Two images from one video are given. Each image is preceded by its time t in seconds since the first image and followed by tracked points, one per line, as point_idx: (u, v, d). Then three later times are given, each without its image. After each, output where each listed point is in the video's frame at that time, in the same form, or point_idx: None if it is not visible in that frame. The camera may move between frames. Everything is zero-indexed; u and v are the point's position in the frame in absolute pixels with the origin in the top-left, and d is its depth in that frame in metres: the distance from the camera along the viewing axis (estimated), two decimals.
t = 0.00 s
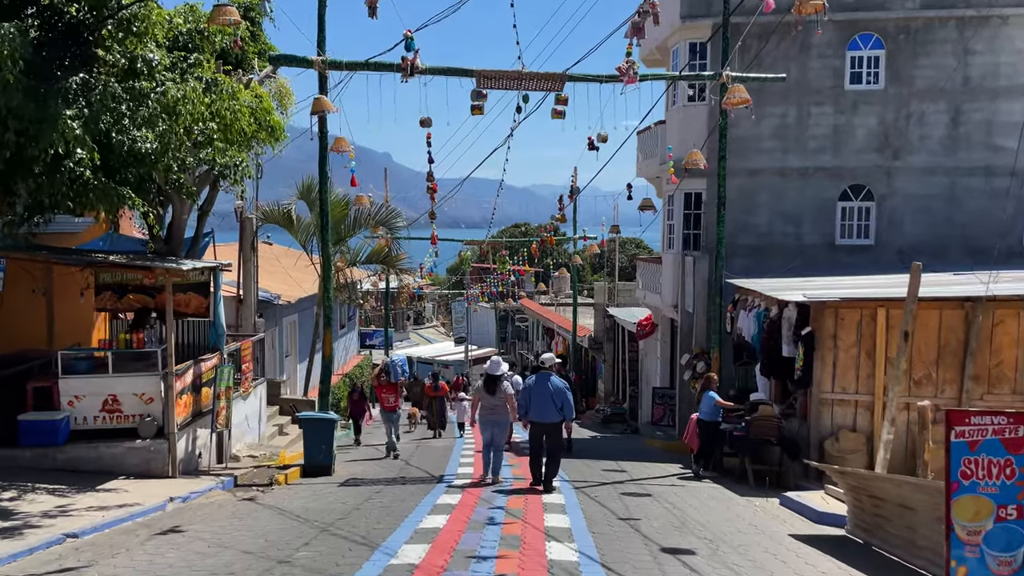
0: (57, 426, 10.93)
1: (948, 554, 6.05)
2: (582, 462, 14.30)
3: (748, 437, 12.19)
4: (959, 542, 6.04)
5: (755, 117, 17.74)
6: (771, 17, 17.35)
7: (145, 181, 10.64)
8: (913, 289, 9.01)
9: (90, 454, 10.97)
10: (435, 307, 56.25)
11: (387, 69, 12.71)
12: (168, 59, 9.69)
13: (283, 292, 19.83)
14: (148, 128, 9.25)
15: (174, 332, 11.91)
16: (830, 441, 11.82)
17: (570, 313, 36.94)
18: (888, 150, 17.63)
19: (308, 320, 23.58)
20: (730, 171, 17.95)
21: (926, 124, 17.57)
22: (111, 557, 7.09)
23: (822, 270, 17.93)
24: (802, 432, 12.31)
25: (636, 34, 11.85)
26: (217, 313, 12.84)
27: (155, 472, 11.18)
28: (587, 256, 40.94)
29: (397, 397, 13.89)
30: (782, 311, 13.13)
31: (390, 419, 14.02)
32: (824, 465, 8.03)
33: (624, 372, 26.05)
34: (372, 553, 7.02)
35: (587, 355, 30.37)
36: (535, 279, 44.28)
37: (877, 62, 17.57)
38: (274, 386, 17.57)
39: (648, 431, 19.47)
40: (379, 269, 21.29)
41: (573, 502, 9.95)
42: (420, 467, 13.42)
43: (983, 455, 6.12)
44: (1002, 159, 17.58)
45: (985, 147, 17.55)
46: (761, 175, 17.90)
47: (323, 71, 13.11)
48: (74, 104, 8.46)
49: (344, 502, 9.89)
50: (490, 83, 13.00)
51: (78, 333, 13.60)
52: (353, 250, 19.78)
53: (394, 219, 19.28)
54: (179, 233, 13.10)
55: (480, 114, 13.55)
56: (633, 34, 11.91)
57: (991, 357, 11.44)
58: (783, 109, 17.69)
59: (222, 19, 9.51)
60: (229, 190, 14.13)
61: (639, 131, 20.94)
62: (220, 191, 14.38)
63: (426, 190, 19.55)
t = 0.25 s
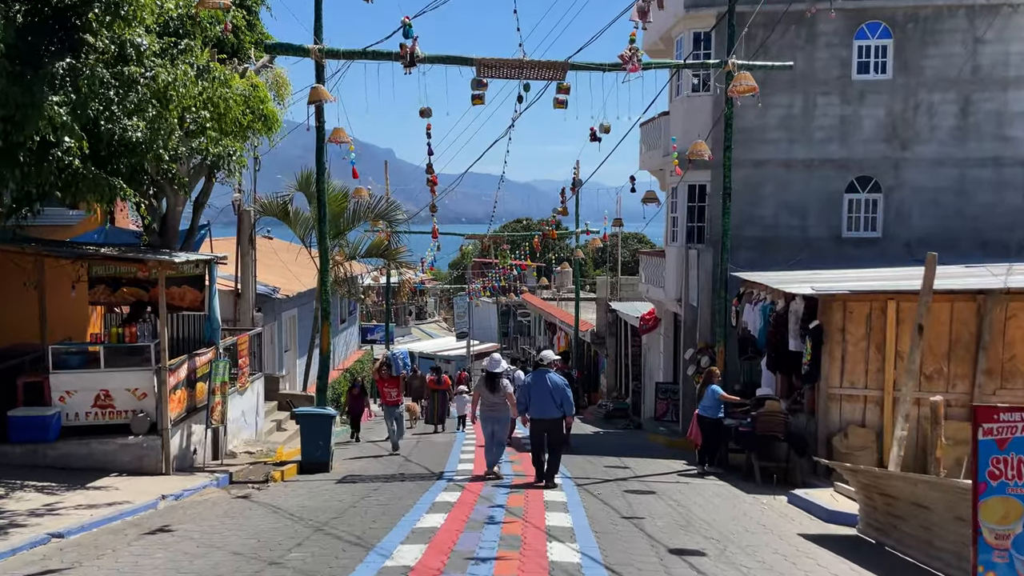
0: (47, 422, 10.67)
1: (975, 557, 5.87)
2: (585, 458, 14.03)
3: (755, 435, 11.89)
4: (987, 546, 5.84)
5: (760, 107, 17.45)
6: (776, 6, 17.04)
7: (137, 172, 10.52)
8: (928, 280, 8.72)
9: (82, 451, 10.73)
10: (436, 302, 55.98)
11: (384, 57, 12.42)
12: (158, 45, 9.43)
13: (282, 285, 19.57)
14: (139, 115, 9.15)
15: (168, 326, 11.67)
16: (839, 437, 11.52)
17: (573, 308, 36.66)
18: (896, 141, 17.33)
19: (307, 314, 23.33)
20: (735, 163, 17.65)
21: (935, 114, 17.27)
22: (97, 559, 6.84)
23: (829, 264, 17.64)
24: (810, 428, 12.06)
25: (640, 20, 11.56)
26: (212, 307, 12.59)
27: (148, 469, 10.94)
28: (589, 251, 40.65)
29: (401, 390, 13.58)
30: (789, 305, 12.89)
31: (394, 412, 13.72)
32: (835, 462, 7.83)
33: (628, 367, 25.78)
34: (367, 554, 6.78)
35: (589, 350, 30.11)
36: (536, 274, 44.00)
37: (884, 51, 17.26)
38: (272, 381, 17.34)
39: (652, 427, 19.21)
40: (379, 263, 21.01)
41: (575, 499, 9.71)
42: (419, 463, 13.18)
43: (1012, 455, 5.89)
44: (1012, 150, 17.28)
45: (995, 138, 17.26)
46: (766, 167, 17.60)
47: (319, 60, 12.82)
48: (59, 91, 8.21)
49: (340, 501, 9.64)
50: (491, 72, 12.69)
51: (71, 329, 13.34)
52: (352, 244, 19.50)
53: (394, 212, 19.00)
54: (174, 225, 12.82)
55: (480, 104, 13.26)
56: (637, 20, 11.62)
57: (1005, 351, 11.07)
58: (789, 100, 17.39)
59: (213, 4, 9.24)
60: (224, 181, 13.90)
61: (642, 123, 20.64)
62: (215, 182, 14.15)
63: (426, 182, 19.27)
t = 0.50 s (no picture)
0: (40, 423, 10.43)
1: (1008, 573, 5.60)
2: (590, 458, 13.77)
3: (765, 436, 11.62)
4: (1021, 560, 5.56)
5: (768, 101, 17.15)
6: None
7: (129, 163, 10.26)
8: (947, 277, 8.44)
9: (76, 453, 10.49)
10: (439, 300, 55.72)
11: (385, 50, 12.15)
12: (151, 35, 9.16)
13: (282, 283, 19.31)
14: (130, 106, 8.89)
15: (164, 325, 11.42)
16: (851, 438, 11.23)
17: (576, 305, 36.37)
18: (906, 135, 17.04)
19: (308, 312, 23.08)
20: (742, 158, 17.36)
21: (946, 108, 16.97)
22: (86, 567, 6.59)
23: (838, 260, 17.35)
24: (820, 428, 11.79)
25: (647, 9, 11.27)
26: (210, 305, 12.35)
27: (144, 471, 10.70)
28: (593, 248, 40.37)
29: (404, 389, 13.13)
30: (798, 302, 12.62)
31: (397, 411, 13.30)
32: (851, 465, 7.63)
33: (632, 365, 25.50)
34: (365, 563, 6.53)
35: (593, 348, 29.85)
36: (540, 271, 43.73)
37: (895, 44, 16.96)
38: (272, 379, 17.10)
39: (657, 426, 18.95)
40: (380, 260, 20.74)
41: (581, 503, 9.44)
42: (421, 464, 12.93)
43: None
44: None
45: (1007, 131, 16.97)
46: (774, 161, 17.30)
47: (318, 52, 12.55)
48: (46, 81, 7.95)
49: (339, 504, 9.39)
50: (493, 65, 12.41)
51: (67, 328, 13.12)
52: (352, 241, 19.05)
53: (396, 208, 18.73)
54: (171, 221, 12.55)
55: (483, 98, 12.94)
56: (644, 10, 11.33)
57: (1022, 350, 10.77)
58: (798, 93, 17.08)
59: None
60: (222, 176, 13.65)
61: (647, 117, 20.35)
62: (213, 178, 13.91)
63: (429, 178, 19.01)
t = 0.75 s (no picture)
0: (32, 419, 10.13)
1: None
2: (596, 455, 13.47)
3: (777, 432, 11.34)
4: None
5: (777, 91, 16.80)
6: None
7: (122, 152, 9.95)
8: (970, 267, 8.11)
9: (68, 450, 10.22)
10: (443, 295, 55.42)
11: (386, 37, 11.82)
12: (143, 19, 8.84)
13: (283, 277, 19.03)
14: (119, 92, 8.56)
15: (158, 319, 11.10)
16: (864, 434, 10.89)
17: (581, 300, 36.03)
18: (919, 125, 16.68)
19: (309, 307, 22.80)
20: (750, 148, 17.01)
21: (960, 97, 16.61)
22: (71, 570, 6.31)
23: (848, 253, 17.01)
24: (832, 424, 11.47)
25: None
26: (206, 299, 12.05)
27: (138, 469, 10.41)
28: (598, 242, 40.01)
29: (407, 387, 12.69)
30: (809, 295, 12.29)
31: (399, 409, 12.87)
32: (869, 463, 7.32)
33: (638, 360, 25.19)
34: (362, 566, 6.23)
35: (598, 343, 29.52)
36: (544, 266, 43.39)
37: (907, 32, 16.61)
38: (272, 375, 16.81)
39: (664, 421, 18.65)
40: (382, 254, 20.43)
41: (587, 502, 9.12)
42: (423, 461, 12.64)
43: None
44: None
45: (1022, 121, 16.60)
46: (783, 152, 16.95)
47: (317, 40, 12.22)
48: (31, 64, 7.65)
49: (338, 503, 9.10)
50: (497, 51, 12.08)
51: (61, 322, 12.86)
52: (353, 235, 18.88)
53: (398, 201, 18.41)
54: (166, 213, 12.25)
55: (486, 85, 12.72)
56: None
57: None
58: (807, 82, 16.72)
59: None
60: (219, 167, 13.34)
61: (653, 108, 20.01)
62: (210, 168, 13.61)
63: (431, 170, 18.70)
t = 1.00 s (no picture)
0: (24, 420, 9.92)
1: None
2: (601, 455, 13.23)
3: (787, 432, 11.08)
4: None
5: (784, 84, 16.53)
6: None
7: (117, 147, 9.73)
8: (989, 262, 7.85)
9: (61, 452, 10.00)
10: (446, 293, 55.18)
11: (385, 29, 11.56)
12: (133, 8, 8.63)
13: (283, 275, 18.79)
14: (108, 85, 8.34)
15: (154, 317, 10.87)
16: (876, 434, 10.64)
17: (584, 298, 35.75)
18: (928, 118, 16.40)
19: (310, 304, 22.58)
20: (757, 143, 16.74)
21: (970, 90, 16.32)
22: None
23: (857, 248, 16.74)
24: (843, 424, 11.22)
25: None
26: (203, 296, 11.83)
27: (132, 471, 10.19)
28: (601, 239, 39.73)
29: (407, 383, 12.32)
30: (819, 291, 12.02)
31: (399, 406, 12.48)
32: (886, 466, 7.09)
33: (642, 358, 24.93)
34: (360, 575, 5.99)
35: (602, 340, 29.29)
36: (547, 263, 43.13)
37: (916, 23, 16.32)
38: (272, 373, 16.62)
39: (670, 420, 18.41)
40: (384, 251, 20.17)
41: (592, 505, 8.88)
42: (425, 462, 12.39)
43: None
44: None
45: None
46: (790, 147, 16.68)
47: (315, 31, 11.96)
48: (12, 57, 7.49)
49: (336, 506, 8.86)
50: (498, 43, 11.81)
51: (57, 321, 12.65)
52: (354, 232, 18.48)
53: (399, 198, 18.16)
54: (162, 209, 12.00)
55: (488, 78, 12.30)
56: None
57: None
58: (815, 75, 16.44)
59: None
60: (217, 162, 13.11)
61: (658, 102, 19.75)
62: (208, 164, 13.40)
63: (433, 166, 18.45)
